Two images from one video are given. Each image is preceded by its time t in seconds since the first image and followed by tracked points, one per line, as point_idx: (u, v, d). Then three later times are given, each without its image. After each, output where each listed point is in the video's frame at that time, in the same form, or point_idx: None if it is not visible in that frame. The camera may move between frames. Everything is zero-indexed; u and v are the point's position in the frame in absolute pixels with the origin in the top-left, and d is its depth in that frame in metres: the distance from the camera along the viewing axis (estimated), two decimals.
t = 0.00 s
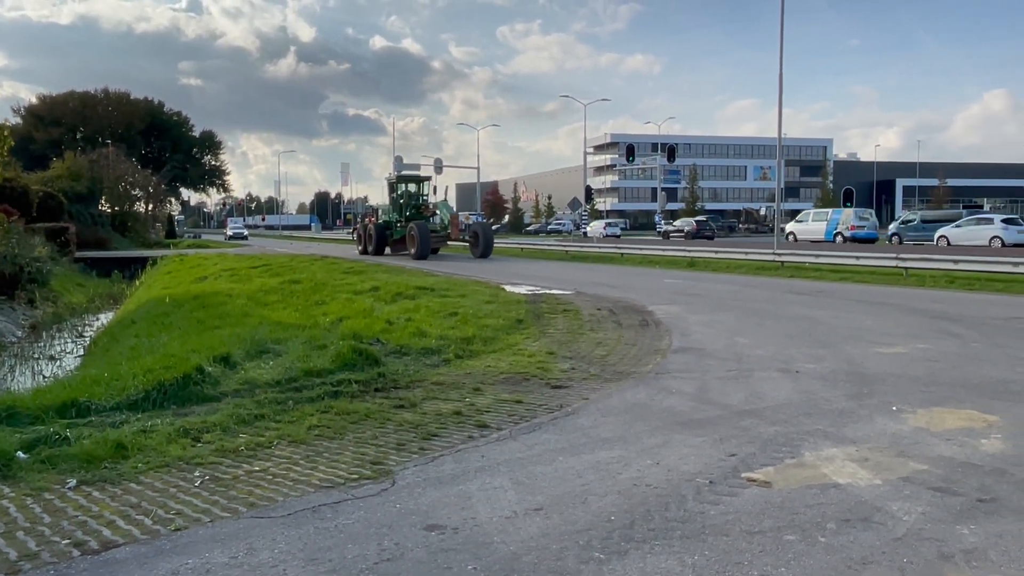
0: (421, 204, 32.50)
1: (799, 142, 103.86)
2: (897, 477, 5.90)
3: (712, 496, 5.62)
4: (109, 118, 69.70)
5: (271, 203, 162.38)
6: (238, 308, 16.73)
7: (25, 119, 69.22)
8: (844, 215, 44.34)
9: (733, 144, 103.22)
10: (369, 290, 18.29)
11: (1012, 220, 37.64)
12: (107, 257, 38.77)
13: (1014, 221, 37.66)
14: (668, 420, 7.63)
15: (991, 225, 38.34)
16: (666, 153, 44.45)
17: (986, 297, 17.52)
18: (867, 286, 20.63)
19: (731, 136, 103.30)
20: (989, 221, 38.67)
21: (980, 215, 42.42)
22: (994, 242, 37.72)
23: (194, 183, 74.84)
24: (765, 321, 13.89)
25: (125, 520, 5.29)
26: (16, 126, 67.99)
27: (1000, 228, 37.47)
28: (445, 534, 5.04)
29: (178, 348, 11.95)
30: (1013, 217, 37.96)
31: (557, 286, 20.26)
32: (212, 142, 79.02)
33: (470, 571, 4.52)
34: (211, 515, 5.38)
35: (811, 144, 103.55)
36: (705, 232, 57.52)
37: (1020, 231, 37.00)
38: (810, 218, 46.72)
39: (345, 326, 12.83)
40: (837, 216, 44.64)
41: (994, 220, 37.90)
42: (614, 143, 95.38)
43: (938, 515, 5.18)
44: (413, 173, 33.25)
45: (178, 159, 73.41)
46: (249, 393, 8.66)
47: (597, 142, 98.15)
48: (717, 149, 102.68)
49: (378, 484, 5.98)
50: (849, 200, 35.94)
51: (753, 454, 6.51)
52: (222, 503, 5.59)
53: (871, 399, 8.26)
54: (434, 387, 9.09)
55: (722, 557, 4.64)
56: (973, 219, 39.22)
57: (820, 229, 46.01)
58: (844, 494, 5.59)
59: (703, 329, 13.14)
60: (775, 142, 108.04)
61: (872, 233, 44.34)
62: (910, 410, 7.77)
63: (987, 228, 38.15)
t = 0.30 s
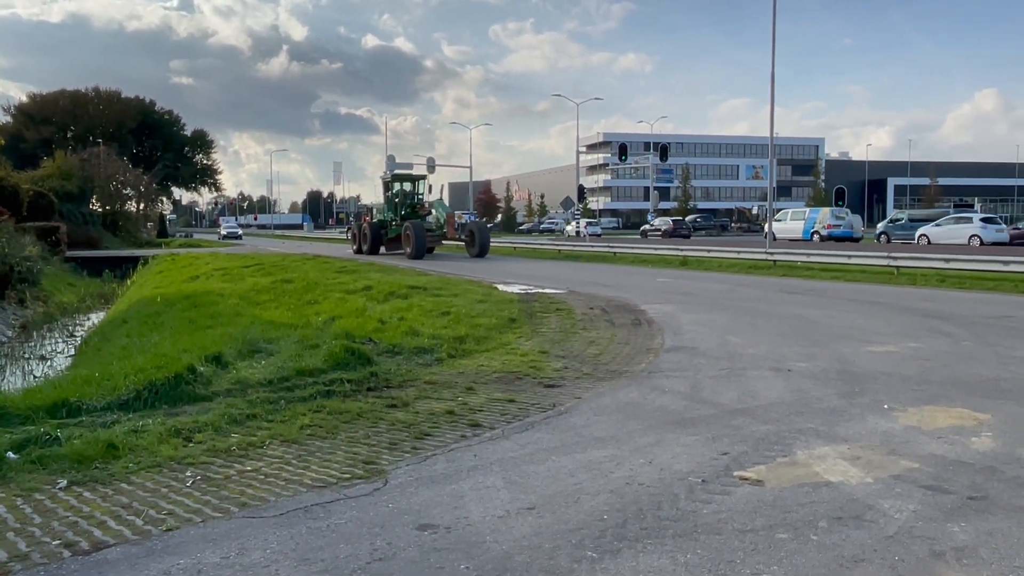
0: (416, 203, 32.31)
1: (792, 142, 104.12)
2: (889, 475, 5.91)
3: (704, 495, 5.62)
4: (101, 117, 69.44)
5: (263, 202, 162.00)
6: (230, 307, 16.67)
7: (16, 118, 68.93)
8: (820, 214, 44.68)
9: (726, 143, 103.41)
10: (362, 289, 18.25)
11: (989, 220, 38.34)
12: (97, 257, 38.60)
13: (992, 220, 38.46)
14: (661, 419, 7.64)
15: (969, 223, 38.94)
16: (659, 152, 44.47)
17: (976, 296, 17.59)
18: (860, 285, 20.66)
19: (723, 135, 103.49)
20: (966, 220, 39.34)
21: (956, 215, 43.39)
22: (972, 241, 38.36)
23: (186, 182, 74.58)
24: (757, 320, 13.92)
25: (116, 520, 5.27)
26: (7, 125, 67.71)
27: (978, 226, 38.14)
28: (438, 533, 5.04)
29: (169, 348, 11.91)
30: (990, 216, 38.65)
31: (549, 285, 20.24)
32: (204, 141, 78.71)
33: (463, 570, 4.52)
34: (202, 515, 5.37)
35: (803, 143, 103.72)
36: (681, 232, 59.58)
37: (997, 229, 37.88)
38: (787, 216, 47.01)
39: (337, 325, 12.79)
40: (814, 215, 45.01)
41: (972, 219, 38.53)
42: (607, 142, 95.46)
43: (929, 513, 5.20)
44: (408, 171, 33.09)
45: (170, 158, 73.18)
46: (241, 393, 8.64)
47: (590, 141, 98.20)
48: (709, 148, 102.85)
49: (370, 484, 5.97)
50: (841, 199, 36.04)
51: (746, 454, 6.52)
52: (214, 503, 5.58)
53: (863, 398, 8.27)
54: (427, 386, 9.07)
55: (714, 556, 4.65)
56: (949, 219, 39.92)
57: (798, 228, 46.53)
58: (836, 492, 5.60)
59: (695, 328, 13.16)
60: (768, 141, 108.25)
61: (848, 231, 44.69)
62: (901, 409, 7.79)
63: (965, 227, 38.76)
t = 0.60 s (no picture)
0: (412, 202, 32.48)
1: (784, 140, 104.37)
2: (880, 473, 5.93)
3: (697, 493, 5.63)
4: (91, 115, 69.12)
5: (255, 202, 161.57)
6: (222, 306, 16.62)
7: (5, 116, 68.55)
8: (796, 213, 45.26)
9: (718, 142, 103.61)
10: (354, 288, 18.21)
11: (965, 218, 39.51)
12: (88, 256, 38.41)
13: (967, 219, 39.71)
14: (653, 418, 7.64)
15: (946, 222, 40.10)
16: (652, 151, 44.49)
17: (967, 294, 17.66)
18: (850, 283, 20.77)
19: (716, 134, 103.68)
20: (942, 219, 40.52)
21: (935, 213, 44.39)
22: (950, 239, 39.42)
23: (177, 181, 74.27)
24: (749, 319, 13.95)
25: (106, 521, 5.25)
26: None
27: (955, 225, 39.27)
28: (430, 532, 5.03)
29: (161, 347, 11.86)
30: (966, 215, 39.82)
31: (542, 284, 20.22)
32: (196, 139, 78.39)
33: (456, 569, 4.51)
34: (194, 515, 5.35)
35: (795, 142, 104.01)
36: (657, 229, 61.31)
37: (973, 228, 39.12)
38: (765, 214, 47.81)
39: (329, 324, 12.75)
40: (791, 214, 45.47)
41: (949, 218, 39.66)
42: (600, 141, 95.49)
43: (921, 510, 5.21)
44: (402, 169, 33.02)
45: (161, 156, 72.89)
46: (232, 392, 8.60)
47: (582, 140, 98.22)
48: (702, 147, 103.02)
49: (363, 483, 5.95)
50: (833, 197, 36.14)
51: (738, 452, 6.53)
52: (205, 503, 5.56)
53: (854, 396, 8.30)
54: (419, 386, 9.05)
55: (706, 554, 4.65)
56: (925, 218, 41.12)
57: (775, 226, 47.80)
58: (827, 490, 5.62)
59: (688, 327, 13.18)
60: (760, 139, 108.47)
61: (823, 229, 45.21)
62: (892, 407, 7.82)
63: (942, 225, 39.85)
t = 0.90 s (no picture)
0: (407, 200, 32.15)
1: (775, 139, 104.62)
2: (871, 471, 5.95)
3: (689, 491, 5.63)
4: (82, 115, 68.79)
5: (246, 201, 161.07)
6: (214, 306, 16.57)
7: None
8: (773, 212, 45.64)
9: (710, 141, 103.80)
10: (347, 287, 18.18)
11: (938, 218, 40.74)
12: (79, 256, 38.23)
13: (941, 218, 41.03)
14: (646, 416, 7.65)
15: (921, 221, 41.37)
16: (644, 151, 44.48)
17: (957, 292, 17.74)
18: (842, 281, 20.85)
19: (708, 133, 103.88)
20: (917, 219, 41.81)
21: (915, 210, 45.40)
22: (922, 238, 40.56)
23: (168, 180, 73.97)
24: (741, 317, 13.97)
25: (97, 521, 5.23)
26: None
27: (929, 224, 40.50)
28: (423, 531, 5.02)
29: (153, 347, 11.83)
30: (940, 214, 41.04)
31: (535, 283, 20.20)
32: (187, 138, 78.06)
33: (449, 568, 4.50)
34: (185, 515, 5.33)
35: (787, 141, 104.24)
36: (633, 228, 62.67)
37: (947, 227, 40.41)
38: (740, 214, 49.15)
39: (322, 323, 12.73)
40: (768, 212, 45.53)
41: (923, 216, 40.86)
42: (592, 140, 95.54)
43: (912, 508, 5.23)
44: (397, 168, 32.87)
45: (153, 156, 72.62)
46: (223, 392, 8.57)
47: (575, 139, 98.24)
48: (694, 146, 103.21)
49: (355, 482, 5.93)
50: (825, 197, 36.25)
51: (730, 450, 6.54)
52: (196, 503, 5.54)
53: (845, 394, 8.32)
54: (412, 385, 9.02)
55: (699, 552, 4.66)
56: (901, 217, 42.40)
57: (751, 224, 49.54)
58: (819, 488, 5.64)
59: (680, 325, 13.19)
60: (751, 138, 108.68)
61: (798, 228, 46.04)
62: (884, 404, 7.84)
63: (916, 223, 41.07)
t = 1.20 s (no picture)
0: (403, 199, 32.00)
1: (767, 138, 104.82)
2: (864, 469, 5.97)
3: (682, 490, 5.64)
4: (72, 115, 68.51)
5: (238, 201, 160.63)
6: (206, 306, 16.53)
7: None
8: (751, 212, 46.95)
9: (702, 140, 103.94)
10: (339, 287, 18.14)
11: (910, 216, 41.75)
12: (70, 256, 38.07)
13: (913, 218, 42.02)
14: (639, 415, 7.65)
15: (893, 220, 42.35)
16: (637, 150, 44.48)
17: (948, 291, 17.81)
18: (834, 280, 20.90)
19: (700, 133, 104.03)
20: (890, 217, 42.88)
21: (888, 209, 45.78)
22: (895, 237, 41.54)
23: (160, 180, 73.75)
24: (733, 316, 13.98)
25: (89, 522, 5.21)
26: None
27: (901, 223, 41.48)
28: (416, 531, 5.02)
29: (144, 347, 11.80)
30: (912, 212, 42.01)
31: (528, 282, 20.18)
32: (179, 138, 77.79)
33: (442, 569, 4.50)
34: (177, 516, 5.31)
35: (778, 140, 104.44)
36: (606, 227, 63.17)
37: (918, 225, 41.41)
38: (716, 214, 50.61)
39: (314, 324, 12.70)
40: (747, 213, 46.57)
41: (896, 216, 41.86)
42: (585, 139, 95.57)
43: (904, 506, 5.25)
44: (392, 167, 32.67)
45: (144, 156, 72.37)
46: (215, 393, 8.55)
47: (567, 139, 98.27)
48: (686, 145, 103.35)
49: (348, 483, 5.92)
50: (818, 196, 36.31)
51: (722, 449, 6.55)
52: (189, 504, 5.52)
53: (837, 392, 8.34)
54: (405, 385, 9.02)
55: (692, 551, 4.66)
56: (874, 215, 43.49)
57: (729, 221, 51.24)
58: (812, 486, 5.65)
59: (673, 324, 13.20)
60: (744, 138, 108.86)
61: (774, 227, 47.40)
62: (876, 403, 7.86)
63: (889, 223, 42.09)
